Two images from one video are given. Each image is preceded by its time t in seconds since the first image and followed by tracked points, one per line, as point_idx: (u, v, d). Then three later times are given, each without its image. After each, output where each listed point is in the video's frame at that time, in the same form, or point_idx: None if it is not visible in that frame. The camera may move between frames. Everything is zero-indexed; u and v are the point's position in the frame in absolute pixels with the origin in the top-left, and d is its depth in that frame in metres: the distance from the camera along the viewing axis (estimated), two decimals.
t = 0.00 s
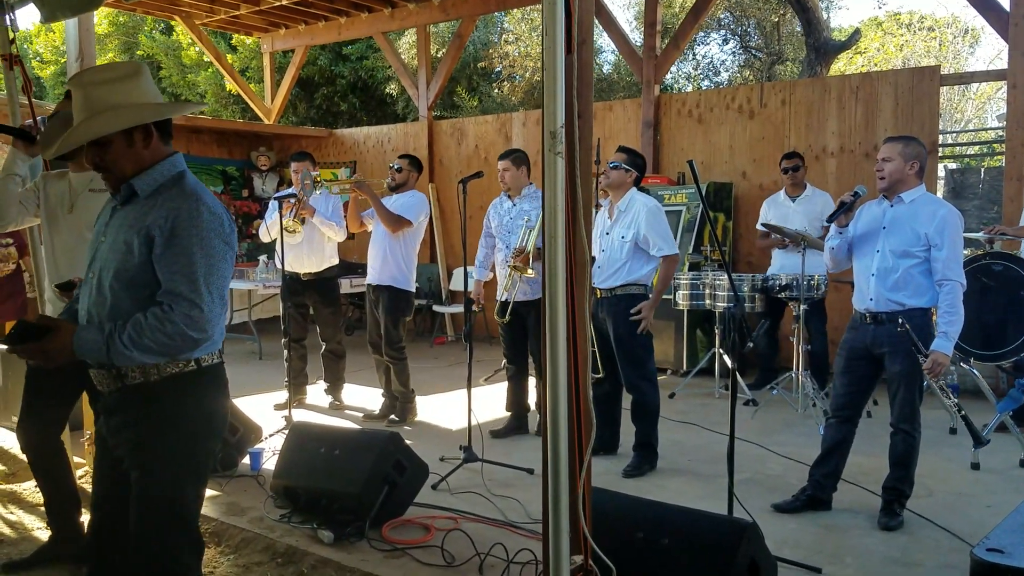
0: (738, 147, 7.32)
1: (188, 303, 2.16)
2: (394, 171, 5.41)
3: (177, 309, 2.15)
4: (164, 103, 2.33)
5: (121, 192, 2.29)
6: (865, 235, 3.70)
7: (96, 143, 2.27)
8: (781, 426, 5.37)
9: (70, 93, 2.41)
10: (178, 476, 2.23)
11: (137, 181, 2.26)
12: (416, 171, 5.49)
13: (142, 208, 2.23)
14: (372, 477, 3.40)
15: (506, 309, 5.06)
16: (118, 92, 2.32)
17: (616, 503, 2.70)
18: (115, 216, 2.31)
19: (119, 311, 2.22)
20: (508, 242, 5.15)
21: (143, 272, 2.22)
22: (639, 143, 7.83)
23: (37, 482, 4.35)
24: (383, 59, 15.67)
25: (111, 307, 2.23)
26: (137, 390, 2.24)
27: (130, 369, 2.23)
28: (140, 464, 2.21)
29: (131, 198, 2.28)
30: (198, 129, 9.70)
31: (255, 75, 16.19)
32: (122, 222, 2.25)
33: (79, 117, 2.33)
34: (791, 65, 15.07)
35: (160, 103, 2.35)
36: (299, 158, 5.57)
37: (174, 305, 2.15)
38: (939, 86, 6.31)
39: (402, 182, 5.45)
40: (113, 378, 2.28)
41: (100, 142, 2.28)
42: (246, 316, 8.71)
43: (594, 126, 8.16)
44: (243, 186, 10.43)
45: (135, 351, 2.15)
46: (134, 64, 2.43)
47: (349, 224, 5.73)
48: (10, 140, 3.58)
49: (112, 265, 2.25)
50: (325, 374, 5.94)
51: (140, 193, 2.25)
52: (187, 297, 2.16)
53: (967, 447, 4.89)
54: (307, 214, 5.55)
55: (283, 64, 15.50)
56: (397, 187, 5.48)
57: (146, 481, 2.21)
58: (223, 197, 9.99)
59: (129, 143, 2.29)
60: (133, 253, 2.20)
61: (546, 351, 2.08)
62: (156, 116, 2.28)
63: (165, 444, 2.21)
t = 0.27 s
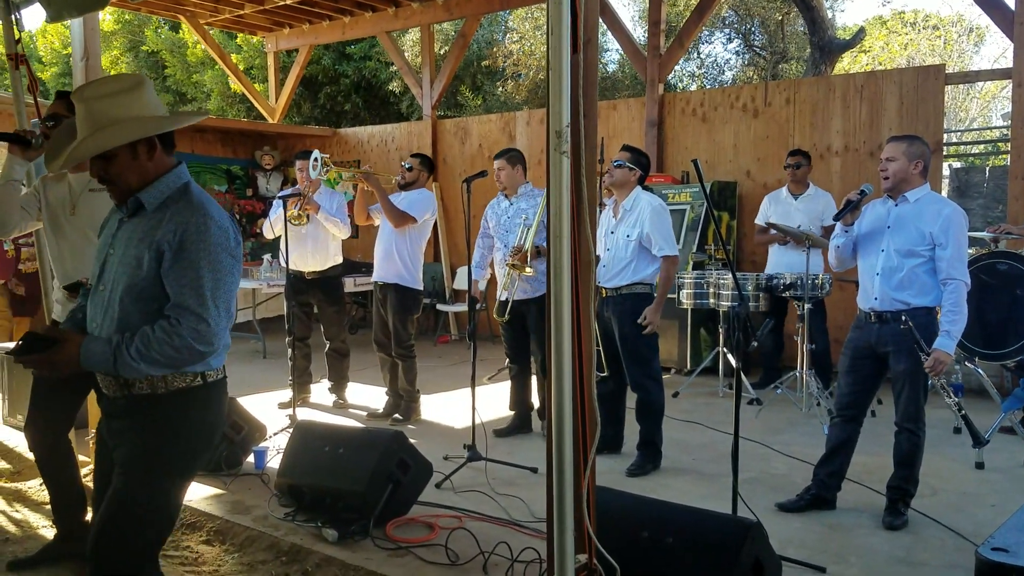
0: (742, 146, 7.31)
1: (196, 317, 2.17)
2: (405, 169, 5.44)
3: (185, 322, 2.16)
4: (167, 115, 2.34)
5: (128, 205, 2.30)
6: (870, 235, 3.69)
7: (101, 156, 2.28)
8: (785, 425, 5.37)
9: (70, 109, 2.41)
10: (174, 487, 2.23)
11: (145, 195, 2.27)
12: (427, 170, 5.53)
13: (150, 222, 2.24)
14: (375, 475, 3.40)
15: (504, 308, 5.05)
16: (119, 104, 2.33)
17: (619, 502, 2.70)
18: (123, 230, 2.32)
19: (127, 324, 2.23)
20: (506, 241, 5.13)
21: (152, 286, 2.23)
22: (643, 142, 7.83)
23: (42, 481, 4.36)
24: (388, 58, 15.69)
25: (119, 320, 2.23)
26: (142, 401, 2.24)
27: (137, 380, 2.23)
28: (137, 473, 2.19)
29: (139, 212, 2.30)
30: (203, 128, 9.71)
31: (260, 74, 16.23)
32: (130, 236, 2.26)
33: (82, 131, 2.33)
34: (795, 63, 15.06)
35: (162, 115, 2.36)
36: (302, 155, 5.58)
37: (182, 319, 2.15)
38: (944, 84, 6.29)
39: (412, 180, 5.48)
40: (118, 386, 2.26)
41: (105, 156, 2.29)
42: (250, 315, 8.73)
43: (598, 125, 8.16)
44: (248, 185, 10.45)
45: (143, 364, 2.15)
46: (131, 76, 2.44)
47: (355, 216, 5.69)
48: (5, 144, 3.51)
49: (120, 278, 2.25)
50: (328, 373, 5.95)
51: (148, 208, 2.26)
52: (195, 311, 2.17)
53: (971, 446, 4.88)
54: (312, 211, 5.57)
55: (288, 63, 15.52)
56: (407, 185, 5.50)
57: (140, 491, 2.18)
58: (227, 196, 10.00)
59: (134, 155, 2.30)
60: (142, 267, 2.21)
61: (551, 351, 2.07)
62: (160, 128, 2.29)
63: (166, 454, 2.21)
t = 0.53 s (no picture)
0: (743, 145, 7.31)
1: (198, 302, 2.17)
2: (408, 168, 5.44)
3: (189, 308, 2.16)
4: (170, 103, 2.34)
5: (131, 193, 2.30)
6: (871, 234, 3.69)
7: (105, 144, 2.27)
8: (786, 425, 5.37)
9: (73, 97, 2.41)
10: (179, 472, 2.23)
11: (147, 183, 2.27)
12: (429, 169, 5.50)
13: (152, 209, 2.23)
14: (377, 472, 3.40)
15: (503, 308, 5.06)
16: (124, 92, 2.33)
17: (620, 501, 2.70)
18: (126, 217, 2.32)
19: (131, 311, 2.23)
20: (502, 241, 5.12)
21: (155, 273, 2.23)
22: (644, 140, 7.82)
23: (43, 479, 4.36)
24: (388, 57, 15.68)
25: (123, 307, 2.24)
26: (141, 385, 2.25)
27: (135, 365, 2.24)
28: (141, 459, 2.21)
29: (141, 199, 2.30)
30: (204, 126, 9.71)
31: (261, 73, 16.23)
32: (133, 224, 2.26)
33: (85, 119, 2.33)
34: (796, 62, 15.06)
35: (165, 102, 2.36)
36: (305, 152, 5.56)
37: (184, 305, 2.15)
38: (945, 84, 6.28)
39: (416, 178, 5.46)
40: (119, 371, 2.29)
41: (107, 143, 2.28)
42: (251, 314, 8.73)
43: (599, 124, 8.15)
44: (249, 184, 10.45)
45: (149, 350, 2.15)
46: (135, 65, 2.44)
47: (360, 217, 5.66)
48: (5, 143, 3.46)
49: (122, 265, 2.25)
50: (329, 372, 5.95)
51: (151, 195, 2.26)
52: (198, 297, 2.16)
53: (972, 445, 4.88)
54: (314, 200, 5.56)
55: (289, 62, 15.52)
56: (411, 183, 5.48)
57: (146, 475, 2.21)
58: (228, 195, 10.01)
59: (137, 142, 2.29)
60: (144, 254, 2.21)
61: (552, 349, 2.07)
62: (163, 116, 2.30)
63: (168, 439, 2.22)
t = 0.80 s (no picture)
0: (743, 146, 7.31)
1: (195, 307, 2.17)
2: (408, 168, 5.44)
3: (186, 312, 2.16)
4: (176, 112, 2.35)
5: (132, 199, 2.31)
6: (870, 234, 3.69)
7: (109, 149, 2.27)
8: (785, 425, 5.37)
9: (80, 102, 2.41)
10: (177, 469, 2.22)
11: (148, 189, 2.27)
12: (429, 169, 5.51)
13: (152, 215, 2.24)
14: (376, 471, 3.40)
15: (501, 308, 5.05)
16: (130, 101, 2.33)
17: (619, 502, 2.69)
18: (126, 223, 2.32)
19: (129, 314, 2.23)
20: (501, 240, 5.12)
21: (153, 277, 2.23)
22: (644, 141, 7.82)
23: (42, 478, 4.36)
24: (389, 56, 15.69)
25: (120, 310, 2.23)
26: (142, 385, 2.24)
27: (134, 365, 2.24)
28: (140, 456, 2.20)
29: (142, 205, 2.30)
30: (204, 126, 9.71)
31: (261, 72, 16.23)
32: (132, 229, 2.26)
33: (91, 125, 2.33)
34: (796, 63, 15.08)
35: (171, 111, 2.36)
36: (307, 152, 5.56)
37: (181, 308, 2.15)
38: (945, 84, 6.28)
39: (415, 178, 5.47)
40: (118, 371, 2.29)
41: (112, 149, 2.28)
42: (250, 313, 8.73)
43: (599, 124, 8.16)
44: (248, 183, 10.45)
45: (145, 353, 2.15)
46: (142, 72, 2.44)
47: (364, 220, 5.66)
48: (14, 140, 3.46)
49: (121, 270, 2.25)
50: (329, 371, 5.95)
51: (151, 202, 2.26)
52: (194, 301, 2.16)
53: (972, 446, 4.88)
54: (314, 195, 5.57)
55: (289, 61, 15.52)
56: (411, 183, 5.49)
57: (145, 472, 2.20)
58: (227, 194, 10.01)
59: (141, 149, 2.30)
60: (143, 259, 2.21)
61: (552, 349, 2.07)
62: (168, 125, 2.30)
63: (166, 436, 2.21)
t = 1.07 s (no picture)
0: (743, 146, 7.31)
1: (189, 304, 2.17)
2: (407, 168, 5.43)
3: (180, 309, 2.16)
4: (170, 111, 2.34)
5: (126, 197, 2.31)
6: (870, 236, 3.69)
7: (102, 147, 2.27)
8: (785, 425, 5.37)
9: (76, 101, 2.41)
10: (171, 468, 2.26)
11: (143, 188, 2.27)
12: (429, 168, 5.50)
13: (147, 213, 2.24)
14: (377, 471, 3.41)
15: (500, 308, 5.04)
16: (126, 100, 2.33)
17: (619, 502, 2.69)
18: (120, 221, 2.32)
19: (123, 311, 2.23)
20: (501, 240, 5.12)
21: (146, 275, 2.23)
22: (644, 141, 7.82)
23: (42, 478, 4.36)
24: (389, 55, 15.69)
25: (115, 307, 2.24)
26: (135, 385, 2.26)
27: (128, 364, 2.24)
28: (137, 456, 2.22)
29: (137, 203, 2.31)
30: (204, 125, 9.70)
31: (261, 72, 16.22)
32: (127, 226, 2.26)
33: (86, 123, 2.33)
34: (796, 63, 15.08)
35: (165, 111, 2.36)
36: (307, 151, 5.54)
37: (175, 306, 2.16)
38: (945, 85, 6.29)
39: (415, 178, 5.47)
40: (112, 372, 2.29)
41: (105, 147, 2.28)
42: (250, 313, 8.73)
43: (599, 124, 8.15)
44: (248, 183, 10.45)
45: (140, 349, 2.15)
46: (139, 72, 2.44)
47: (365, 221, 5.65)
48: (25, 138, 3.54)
49: (116, 267, 2.26)
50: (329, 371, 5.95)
51: (146, 200, 2.27)
52: (188, 298, 2.17)
53: (972, 447, 4.88)
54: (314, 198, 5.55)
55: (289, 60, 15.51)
56: (411, 183, 5.48)
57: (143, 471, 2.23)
58: (228, 194, 10.01)
59: (134, 148, 2.30)
60: (138, 256, 2.22)
61: (552, 350, 2.07)
62: (162, 124, 2.29)
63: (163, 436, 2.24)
